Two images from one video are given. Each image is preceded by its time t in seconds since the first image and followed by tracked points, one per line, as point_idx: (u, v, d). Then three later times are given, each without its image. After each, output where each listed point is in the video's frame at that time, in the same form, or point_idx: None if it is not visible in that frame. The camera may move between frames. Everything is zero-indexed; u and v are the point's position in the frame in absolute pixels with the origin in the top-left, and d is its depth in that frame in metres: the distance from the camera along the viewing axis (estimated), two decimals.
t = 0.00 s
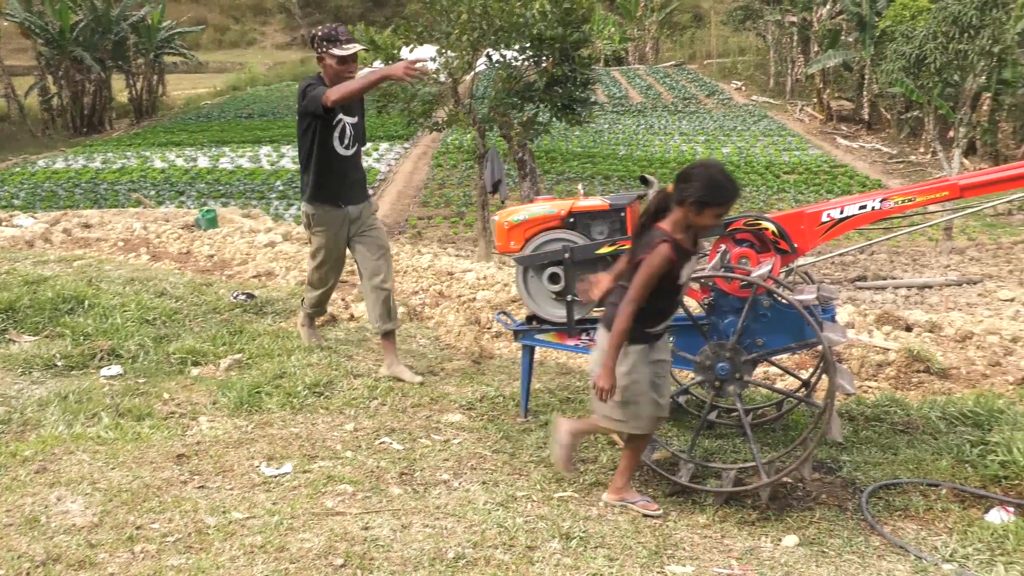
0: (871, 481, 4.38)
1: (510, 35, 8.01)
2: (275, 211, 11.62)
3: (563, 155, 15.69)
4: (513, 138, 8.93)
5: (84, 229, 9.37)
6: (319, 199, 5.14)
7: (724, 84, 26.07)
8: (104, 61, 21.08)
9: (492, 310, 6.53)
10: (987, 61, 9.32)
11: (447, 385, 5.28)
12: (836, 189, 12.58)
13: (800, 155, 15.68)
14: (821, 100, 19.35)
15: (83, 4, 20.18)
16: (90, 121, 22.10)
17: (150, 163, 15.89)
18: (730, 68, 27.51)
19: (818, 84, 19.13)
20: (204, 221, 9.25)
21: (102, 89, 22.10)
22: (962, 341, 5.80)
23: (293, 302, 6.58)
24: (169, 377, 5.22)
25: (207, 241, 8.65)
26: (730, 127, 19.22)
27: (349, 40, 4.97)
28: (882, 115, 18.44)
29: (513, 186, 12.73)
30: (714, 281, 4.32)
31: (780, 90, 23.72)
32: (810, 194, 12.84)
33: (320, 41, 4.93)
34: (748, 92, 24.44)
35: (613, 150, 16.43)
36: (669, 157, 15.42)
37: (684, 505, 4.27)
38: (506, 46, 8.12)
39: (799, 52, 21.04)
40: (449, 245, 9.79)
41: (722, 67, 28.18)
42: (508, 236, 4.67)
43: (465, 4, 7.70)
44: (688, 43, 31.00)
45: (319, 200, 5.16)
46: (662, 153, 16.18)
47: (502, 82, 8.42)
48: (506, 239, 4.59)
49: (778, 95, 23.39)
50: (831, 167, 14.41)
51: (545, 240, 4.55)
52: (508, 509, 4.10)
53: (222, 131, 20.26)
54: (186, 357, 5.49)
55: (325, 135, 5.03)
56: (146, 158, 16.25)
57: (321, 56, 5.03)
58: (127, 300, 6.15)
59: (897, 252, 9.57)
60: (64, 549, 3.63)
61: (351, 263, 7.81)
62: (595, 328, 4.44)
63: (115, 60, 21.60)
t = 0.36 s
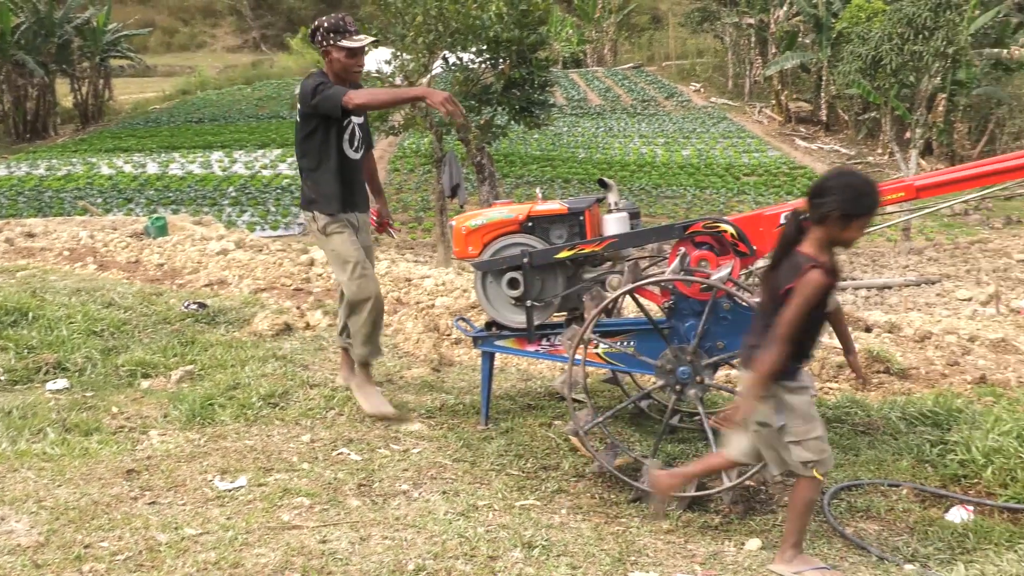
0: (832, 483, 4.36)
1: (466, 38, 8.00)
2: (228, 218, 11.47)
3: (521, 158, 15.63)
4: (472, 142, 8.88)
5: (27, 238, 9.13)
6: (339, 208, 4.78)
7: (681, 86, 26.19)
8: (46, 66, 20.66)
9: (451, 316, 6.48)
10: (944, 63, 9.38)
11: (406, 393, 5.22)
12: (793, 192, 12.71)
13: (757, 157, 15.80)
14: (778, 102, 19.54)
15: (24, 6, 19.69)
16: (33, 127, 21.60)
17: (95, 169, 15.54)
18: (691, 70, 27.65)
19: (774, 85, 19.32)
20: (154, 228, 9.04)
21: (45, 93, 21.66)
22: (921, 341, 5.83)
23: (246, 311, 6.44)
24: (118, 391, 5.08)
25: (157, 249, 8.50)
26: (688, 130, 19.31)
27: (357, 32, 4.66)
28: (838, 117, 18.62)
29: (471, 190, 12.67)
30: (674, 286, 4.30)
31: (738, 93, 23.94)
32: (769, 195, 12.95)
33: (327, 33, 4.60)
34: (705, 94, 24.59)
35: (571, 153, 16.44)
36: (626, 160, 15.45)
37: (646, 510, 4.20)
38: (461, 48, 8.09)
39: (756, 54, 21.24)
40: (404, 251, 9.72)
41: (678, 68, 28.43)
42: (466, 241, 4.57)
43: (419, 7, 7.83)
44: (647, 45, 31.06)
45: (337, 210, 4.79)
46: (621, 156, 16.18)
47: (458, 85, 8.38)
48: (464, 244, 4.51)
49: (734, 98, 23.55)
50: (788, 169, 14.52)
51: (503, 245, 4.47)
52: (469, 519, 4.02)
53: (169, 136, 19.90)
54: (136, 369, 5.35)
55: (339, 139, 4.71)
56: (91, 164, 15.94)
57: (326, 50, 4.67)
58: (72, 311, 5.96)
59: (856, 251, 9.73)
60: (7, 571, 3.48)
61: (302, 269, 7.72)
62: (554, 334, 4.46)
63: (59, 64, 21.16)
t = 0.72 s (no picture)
0: (800, 485, 4.31)
1: (428, 38, 8.03)
2: (185, 223, 11.34)
3: (485, 160, 15.57)
4: (436, 143, 8.81)
5: None
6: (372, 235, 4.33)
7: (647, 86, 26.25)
8: None
9: (416, 321, 6.42)
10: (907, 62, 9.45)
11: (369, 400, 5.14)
12: (760, 192, 12.78)
13: (724, 157, 15.87)
14: (744, 101, 19.65)
15: None
16: None
17: (46, 174, 15.25)
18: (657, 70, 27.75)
19: (740, 84, 19.42)
20: (109, 234, 8.87)
21: None
22: (888, 341, 5.86)
23: (205, 318, 6.31)
24: (72, 402, 4.95)
25: (112, 255, 8.34)
26: (654, 130, 19.36)
27: (377, 42, 4.12)
28: (804, 116, 18.75)
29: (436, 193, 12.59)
30: (641, 287, 4.27)
31: (703, 93, 24.06)
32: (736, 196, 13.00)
33: (347, 45, 4.03)
34: (671, 94, 24.68)
35: (537, 155, 16.39)
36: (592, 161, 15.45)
37: (614, 516, 4.13)
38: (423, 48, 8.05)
39: (722, 54, 21.33)
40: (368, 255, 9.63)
41: (643, 68, 28.54)
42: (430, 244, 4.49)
43: (381, 6, 8.01)
44: (612, 44, 31.22)
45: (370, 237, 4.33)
46: (587, 156, 16.18)
47: (421, 86, 8.35)
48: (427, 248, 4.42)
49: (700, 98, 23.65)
50: (755, 169, 14.59)
51: (467, 248, 4.41)
52: (435, 527, 3.93)
53: (124, 139, 19.59)
54: (91, 379, 5.23)
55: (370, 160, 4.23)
56: (43, 169, 15.63)
57: (342, 62, 4.09)
58: (24, 319, 5.79)
59: (823, 252, 9.77)
60: None
61: (262, 274, 7.60)
62: (520, 338, 4.43)
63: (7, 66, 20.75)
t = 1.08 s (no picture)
0: (774, 486, 4.28)
1: (394, 36, 7.95)
2: (146, 226, 11.17)
3: (454, 160, 15.48)
4: (404, 143, 8.73)
5: None
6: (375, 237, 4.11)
7: (617, 85, 26.23)
8: None
9: (383, 325, 6.35)
10: (877, 60, 9.48)
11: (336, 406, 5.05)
12: (731, 191, 12.81)
13: (695, 156, 15.89)
14: (716, 100, 19.70)
15: None
16: None
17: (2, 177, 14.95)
18: (627, 69, 27.79)
19: (711, 83, 19.47)
20: (67, 238, 8.70)
21: None
22: (860, 340, 5.86)
23: (167, 324, 6.18)
24: (28, 412, 4.82)
25: (70, 260, 8.17)
26: (625, 129, 19.37)
27: (372, 26, 3.93)
28: (775, 114, 18.83)
29: (405, 194, 12.50)
30: (612, 288, 4.22)
31: (674, 92, 24.12)
32: (708, 195, 13.00)
33: (338, 31, 3.85)
34: (642, 93, 24.69)
35: (507, 155, 16.32)
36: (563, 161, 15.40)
37: (587, 520, 4.07)
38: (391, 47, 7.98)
39: (691, 51, 21.36)
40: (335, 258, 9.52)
41: (613, 66, 28.57)
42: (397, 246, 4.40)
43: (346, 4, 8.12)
44: (581, 43, 31.26)
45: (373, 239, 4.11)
46: (557, 156, 16.14)
47: (387, 85, 8.27)
48: (394, 250, 4.31)
49: (671, 97, 23.68)
50: (727, 168, 14.63)
51: (435, 250, 4.32)
52: (405, 535, 3.85)
53: (82, 141, 19.25)
54: (48, 388, 5.09)
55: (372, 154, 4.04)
56: None
57: (336, 49, 3.92)
58: None
59: (795, 251, 9.77)
60: None
61: (226, 278, 7.49)
62: (490, 341, 4.38)
63: None
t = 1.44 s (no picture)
0: (750, 488, 4.24)
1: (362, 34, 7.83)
2: (108, 230, 10.99)
3: (425, 161, 15.38)
4: (373, 143, 8.62)
5: None
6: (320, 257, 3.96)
7: (589, 84, 26.21)
8: None
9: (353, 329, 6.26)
10: (851, 59, 9.49)
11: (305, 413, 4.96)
12: (705, 190, 12.81)
13: (669, 155, 15.89)
14: (689, 99, 19.72)
15: None
16: None
17: None
18: (600, 68, 27.79)
19: (684, 81, 19.48)
20: (26, 242, 8.53)
21: None
22: (835, 340, 5.84)
23: (130, 330, 6.05)
24: None
25: (30, 265, 8.00)
26: (598, 128, 19.36)
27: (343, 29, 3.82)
28: (748, 113, 18.88)
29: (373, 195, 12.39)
30: (585, 290, 4.16)
31: (646, 90, 24.15)
32: (681, 195, 12.97)
33: (310, 31, 3.69)
34: (615, 91, 24.69)
35: (478, 155, 16.25)
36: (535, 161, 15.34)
37: (562, 525, 4.01)
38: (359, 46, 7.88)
39: (664, 50, 21.38)
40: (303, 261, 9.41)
41: (586, 65, 28.56)
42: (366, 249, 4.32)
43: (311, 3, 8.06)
44: (552, 41, 31.23)
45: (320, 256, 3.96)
46: (529, 156, 16.07)
47: (355, 84, 8.15)
48: (363, 253, 4.23)
49: (643, 95, 23.68)
50: (701, 167, 14.63)
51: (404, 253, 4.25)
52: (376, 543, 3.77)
53: (43, 143, 18.94)
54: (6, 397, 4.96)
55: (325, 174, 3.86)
56: None
57: (306, 49, 3.75)
58: None
59: (769, 251, 9.76)
60: None
61: (191, 282, 7.37)
62: (461, 344, 4.32)
63: None
